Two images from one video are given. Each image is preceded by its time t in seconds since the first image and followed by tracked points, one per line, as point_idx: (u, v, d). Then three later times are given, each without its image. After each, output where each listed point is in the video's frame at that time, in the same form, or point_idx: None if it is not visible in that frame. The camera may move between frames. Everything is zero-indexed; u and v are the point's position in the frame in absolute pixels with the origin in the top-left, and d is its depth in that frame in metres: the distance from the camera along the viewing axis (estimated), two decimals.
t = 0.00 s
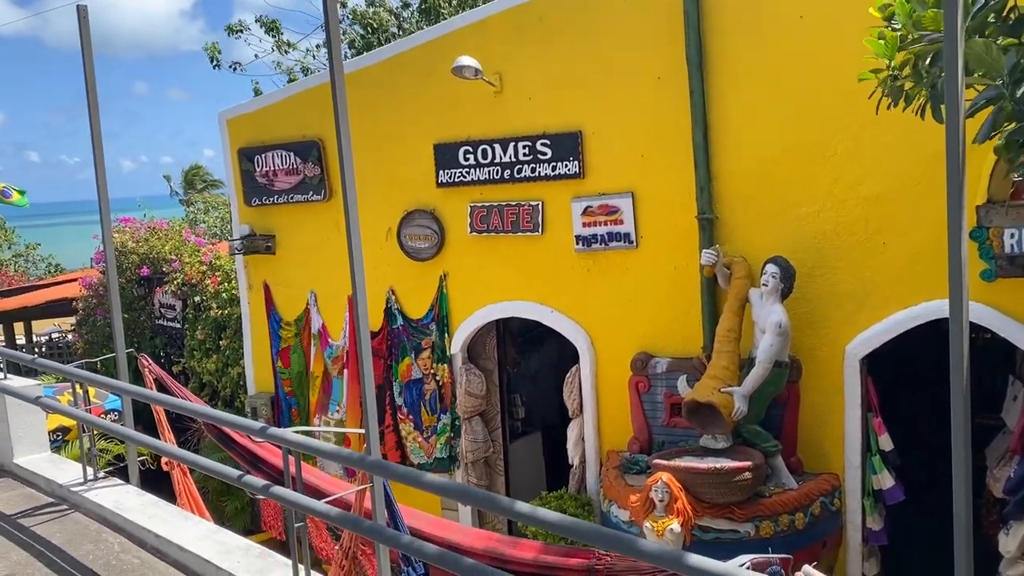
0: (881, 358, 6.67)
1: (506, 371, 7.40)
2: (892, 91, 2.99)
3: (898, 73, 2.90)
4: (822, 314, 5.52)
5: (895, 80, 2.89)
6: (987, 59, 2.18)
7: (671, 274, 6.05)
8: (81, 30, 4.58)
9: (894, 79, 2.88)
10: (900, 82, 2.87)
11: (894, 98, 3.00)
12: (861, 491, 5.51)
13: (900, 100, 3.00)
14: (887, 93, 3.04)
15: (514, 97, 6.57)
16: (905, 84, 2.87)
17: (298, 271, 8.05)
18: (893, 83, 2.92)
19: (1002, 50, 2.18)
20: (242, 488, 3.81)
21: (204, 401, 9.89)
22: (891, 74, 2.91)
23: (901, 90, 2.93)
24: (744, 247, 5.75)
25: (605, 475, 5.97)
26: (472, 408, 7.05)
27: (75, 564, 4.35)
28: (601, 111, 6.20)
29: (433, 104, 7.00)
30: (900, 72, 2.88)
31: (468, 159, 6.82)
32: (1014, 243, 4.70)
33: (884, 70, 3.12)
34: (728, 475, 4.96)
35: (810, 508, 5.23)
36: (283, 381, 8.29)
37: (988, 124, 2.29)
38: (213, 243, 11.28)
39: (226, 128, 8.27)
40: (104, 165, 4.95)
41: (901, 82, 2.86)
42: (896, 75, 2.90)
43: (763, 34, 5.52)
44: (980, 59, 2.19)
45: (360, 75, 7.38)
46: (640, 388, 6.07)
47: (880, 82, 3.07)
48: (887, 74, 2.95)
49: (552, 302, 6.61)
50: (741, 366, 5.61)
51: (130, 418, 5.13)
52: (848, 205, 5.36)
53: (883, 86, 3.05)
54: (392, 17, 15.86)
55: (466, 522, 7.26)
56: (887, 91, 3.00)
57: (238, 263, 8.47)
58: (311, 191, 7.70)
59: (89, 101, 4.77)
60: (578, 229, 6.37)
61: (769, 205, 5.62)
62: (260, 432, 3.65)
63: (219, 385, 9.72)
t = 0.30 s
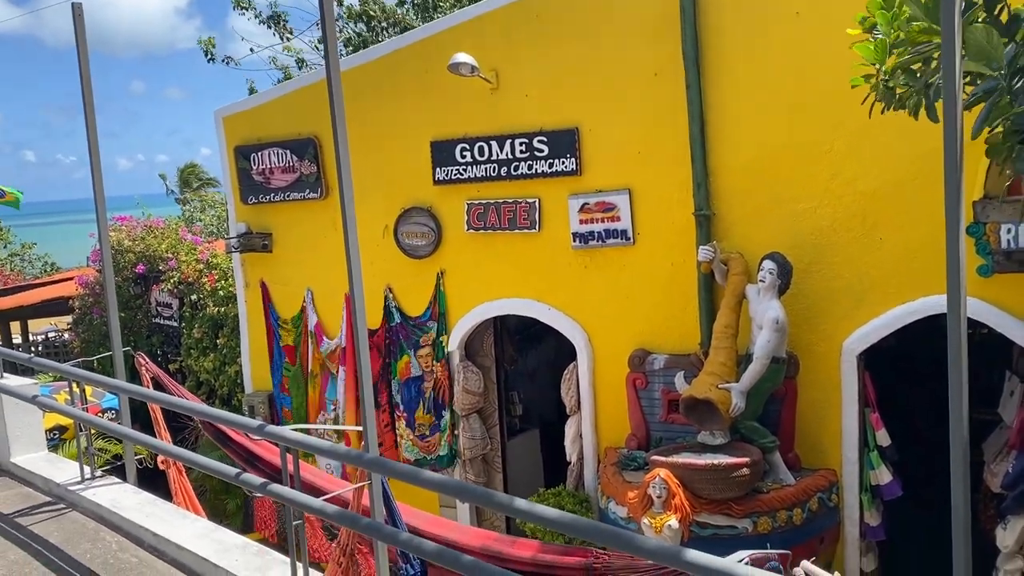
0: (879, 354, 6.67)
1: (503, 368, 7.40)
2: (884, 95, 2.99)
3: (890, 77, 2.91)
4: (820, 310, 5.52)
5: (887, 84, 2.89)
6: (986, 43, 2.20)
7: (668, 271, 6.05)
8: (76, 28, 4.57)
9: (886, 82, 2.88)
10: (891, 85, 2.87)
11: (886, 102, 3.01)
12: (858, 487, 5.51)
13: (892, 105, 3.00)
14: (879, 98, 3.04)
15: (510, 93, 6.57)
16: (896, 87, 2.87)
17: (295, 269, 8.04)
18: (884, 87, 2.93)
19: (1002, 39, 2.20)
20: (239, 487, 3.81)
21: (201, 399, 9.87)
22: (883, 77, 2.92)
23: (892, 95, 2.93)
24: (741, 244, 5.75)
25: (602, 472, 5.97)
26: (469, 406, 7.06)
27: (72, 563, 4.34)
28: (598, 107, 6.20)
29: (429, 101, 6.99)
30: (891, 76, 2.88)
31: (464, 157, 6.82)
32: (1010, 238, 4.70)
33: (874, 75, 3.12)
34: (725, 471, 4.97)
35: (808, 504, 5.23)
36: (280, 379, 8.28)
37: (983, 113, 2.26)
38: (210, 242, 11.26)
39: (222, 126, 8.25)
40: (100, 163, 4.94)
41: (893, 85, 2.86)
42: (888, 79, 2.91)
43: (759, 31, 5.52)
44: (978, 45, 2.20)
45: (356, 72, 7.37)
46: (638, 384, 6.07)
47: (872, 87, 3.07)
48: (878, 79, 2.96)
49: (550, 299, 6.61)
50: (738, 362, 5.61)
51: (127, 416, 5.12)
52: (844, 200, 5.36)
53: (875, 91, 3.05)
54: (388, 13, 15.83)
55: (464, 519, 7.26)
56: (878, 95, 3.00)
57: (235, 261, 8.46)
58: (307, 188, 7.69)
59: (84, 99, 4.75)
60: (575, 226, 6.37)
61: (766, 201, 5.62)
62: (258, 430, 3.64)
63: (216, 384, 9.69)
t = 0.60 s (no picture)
0: (872, 349, 6.68)
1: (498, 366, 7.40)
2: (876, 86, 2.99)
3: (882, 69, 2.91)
4: (813, 305, 5.54)
5: (879, 75, 2.91)
6: (979, 46, 2.19)
7: (661, 267, 6.05)
8: (66, 26, 4.55)
9: (878, 74, 2.90)
10: (883, 77, 2.87)
11: (878, 93, 3.01)
12: (852, 482, 5.52)
13: (885, 95, 3.02)
14: (870, 90, 3.04)
15: (503, 91, 6.56)
16: (888, 79, 2.88)
17: (289, 267, 8.03)
18: (877, 78, 2.94)
19: (993, 40, 2.20)
20: (233, 485, 3.82)
21: (195, 399, 9.85)
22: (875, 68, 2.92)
23: (885, 85, 2.94)
24: (734, 240, 5.76)
25: (596, 468, 5.98)
26: (463, 403, 7.03)
27: (66, 563, 4.33)
28: (590, 104, 6.20)
29: (422, 98, 6.99)
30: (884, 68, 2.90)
31: (458, 154, 6.81)
32: (1002, 234, 4.66)
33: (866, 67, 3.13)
34: (719, 467, 4.97)
35: (802, 499, 5.25)
36: (274, 378, 8.27)
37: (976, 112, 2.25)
38: (203, 241, 11.25)
39: (215, 125, 8.24)
40: (92, 162, 4.92)
41: (885, 77, 2.88)
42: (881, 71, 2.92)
43: (751, 27, 5.52)
44: (972, 46, 2.20)
45: (349, 70, 7.36)
46: (632, 380, 6.08)
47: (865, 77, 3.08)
48: (871, 70, 2.97)
49: (544, 296, 6.61)
50: (732, 358, 5.62)
51: (120, 416, 5.11)
52: (836, 196, 5.37)
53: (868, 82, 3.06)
54: (382, 11, 15.80)
55: (459, 517, 7.26)
56: (870, 87, 3.02)
57: (228, 259, 8.44)
58: (301, 187, 7.68)
59: (75, 97, 4.74)
60: (569, 223, 6.37)
61: (759, 197, 5.63)
62: (251, 428, 3.64)
63: (210, 383, 9.67)
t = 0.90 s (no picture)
0: (863, 344, 6.70)
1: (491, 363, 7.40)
2: (865, 76, 3.02)
3: (871, 58, 2.96)
4: (804, 301, 5.55)
5: (869, 65, 2.95)
6: (960, 41, 2.22)
7: (653, 264, 6.06)
8: (54, 24, 4.53)
9: (868, 64, 2.94)
10: (873, 67, 2.92)
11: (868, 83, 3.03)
12: (843, 476, 5.55)
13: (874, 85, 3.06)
14: (860, 78, 3.08)
15: (494, 88, 6.56)
16: (879, 69, 2.92)
17: (280, 265, 8.01)
18: (866, 68, 2.98)
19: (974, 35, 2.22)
20: (225, 483, 3.83)
21: (188, 398, 9.82)
22: (864, 58, 2.95)
23: (874, 75, 2.98)
24: (725, 236, 5.77)
25: (589, 464, 5.99)
26: (458, 401, 7.08)
27: (57, 563, 4.32)
28: (581, 101, 6.20)
29: (413, 95, 6.98)
30: (874, 58, 2.94)
31: (449, 151, 6.81)
32: (991, 228, 4.64)
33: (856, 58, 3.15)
34: (711, 462, 4.98)
35: (793, 494, 5.26)
36: (267, 377, 8.26)
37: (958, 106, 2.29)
38: (194, 239, 11.22)
39: (205, 123, 8.21)
40: (81, 160, 4.91)
41: (875, 66, 2.92)
42: (870, 61, 2.96)
43: (741, 23, 5.53)
44: (953, 41, 2.23)
45: (340, 67, 7.34)
46: (624, 377, 6.07)
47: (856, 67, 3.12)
48: (861, 59, 3.01)
49: (536, 293, 6.61)
50: (723, 354, 5.63)
51: (111, 415, 5.10)
52: (827, 192, 5.39)
53: (857, 72, 3.10)
54: (373, 8, 15.78)
55: (452, 515, 7.25)
56: (860, 77, 3.05)
57: (220, 258, 8.42)
58: (292, 184, 7.66)
59: (64, 95, 4.71)
60: (561, 220, 6.36)
61: (750, 193, 5.64)
62: (241, 426, 3.65)
63: (202, 382, 9.64)
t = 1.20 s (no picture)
0: (852, 337, 6.72)
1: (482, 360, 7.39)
2: (853, 75, 3.09)
3: (858, 59, 3.02)
4: (794, 296, 5.56)
5: (856, 64, 3.01)
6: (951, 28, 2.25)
7: (644, 259, 6.06)
8: (40, 22, 4.49)
9: (855, 62, 3.00)
10: (861, 65, 2.98)
11: (855, 83, 3.11)
12: (834, 470, 5.56)
13: (861, 84, 3.12)
14: (849, 79, 3.15)
15: (484, 84, 6.54)
16: (865, 67, 2.97)
17: (270, 263, 7.98)
18: (854, 67, 3.04)
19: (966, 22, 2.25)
20: (215, 482, 3.82)
21: (178, 397, 9.77)
22: (851, 59, 3.03)
23: (862, 74, 3.04)
24: (715, 231, 5.77)
25: (581, 460, 5.99)
26: (450, 397, 7.05)
27: (47, 564, 4.31)
28: (571, 97, 6.19)
29: (403, 92, 6.95)
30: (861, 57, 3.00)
31: (439, 148, 6.78)
32: (980, 221, 4.69)
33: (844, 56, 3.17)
34: (702, 457, 4.99)
35: (785, 488, 5.27)
36: (258, 375, 8.23)
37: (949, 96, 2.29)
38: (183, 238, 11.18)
39: (194, 121, 8.17)
40: (68, 159, 4.87)
41: (862, 65, 2.98)
42: (857, 60, 3.01)
43: (730, 18, 5.52)
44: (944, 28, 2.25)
45: (329, 64, 7.31)
46: (615, 372, 6.09)
47: (843, 66, 3.18)
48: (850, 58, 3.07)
49: (527, 290, 6.60)
50: (714, 348, 5.64)
51: (101, 415, 5.07)
52: (816, 186, 5.39)
53: (845, 71, 3.16)
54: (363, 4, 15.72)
55: (445, 512, 7.25)
56: (849, 76, 3.12)
57: (209, 256, 8.39)
58: (281, 182, 7.62)
59: (50, 93, 4.68)
60: (551, 216, 6.36)
61: (740, 188, 5.64)
62: (232, 426, 3.65)
63: (192, 381, 9.60)
